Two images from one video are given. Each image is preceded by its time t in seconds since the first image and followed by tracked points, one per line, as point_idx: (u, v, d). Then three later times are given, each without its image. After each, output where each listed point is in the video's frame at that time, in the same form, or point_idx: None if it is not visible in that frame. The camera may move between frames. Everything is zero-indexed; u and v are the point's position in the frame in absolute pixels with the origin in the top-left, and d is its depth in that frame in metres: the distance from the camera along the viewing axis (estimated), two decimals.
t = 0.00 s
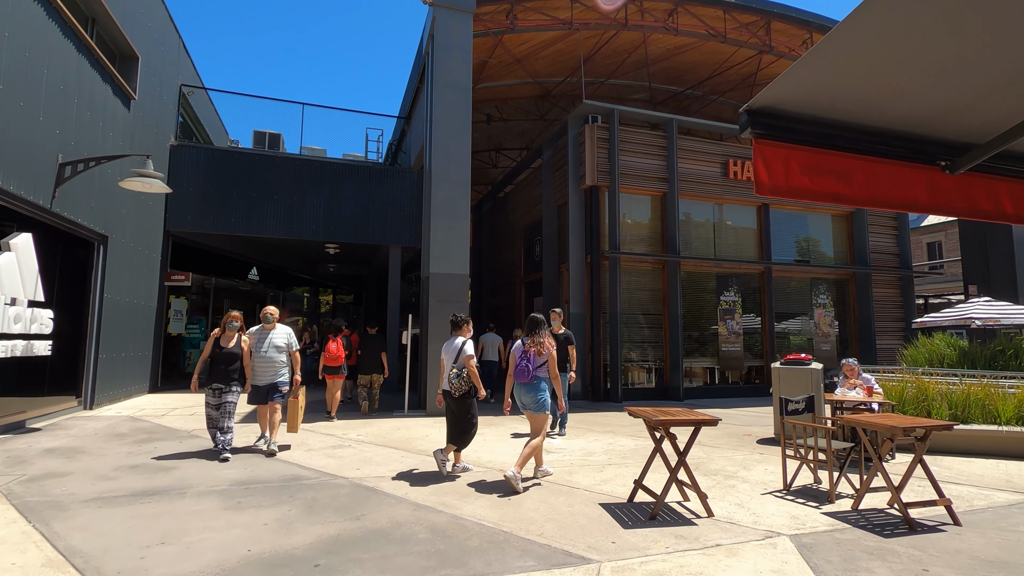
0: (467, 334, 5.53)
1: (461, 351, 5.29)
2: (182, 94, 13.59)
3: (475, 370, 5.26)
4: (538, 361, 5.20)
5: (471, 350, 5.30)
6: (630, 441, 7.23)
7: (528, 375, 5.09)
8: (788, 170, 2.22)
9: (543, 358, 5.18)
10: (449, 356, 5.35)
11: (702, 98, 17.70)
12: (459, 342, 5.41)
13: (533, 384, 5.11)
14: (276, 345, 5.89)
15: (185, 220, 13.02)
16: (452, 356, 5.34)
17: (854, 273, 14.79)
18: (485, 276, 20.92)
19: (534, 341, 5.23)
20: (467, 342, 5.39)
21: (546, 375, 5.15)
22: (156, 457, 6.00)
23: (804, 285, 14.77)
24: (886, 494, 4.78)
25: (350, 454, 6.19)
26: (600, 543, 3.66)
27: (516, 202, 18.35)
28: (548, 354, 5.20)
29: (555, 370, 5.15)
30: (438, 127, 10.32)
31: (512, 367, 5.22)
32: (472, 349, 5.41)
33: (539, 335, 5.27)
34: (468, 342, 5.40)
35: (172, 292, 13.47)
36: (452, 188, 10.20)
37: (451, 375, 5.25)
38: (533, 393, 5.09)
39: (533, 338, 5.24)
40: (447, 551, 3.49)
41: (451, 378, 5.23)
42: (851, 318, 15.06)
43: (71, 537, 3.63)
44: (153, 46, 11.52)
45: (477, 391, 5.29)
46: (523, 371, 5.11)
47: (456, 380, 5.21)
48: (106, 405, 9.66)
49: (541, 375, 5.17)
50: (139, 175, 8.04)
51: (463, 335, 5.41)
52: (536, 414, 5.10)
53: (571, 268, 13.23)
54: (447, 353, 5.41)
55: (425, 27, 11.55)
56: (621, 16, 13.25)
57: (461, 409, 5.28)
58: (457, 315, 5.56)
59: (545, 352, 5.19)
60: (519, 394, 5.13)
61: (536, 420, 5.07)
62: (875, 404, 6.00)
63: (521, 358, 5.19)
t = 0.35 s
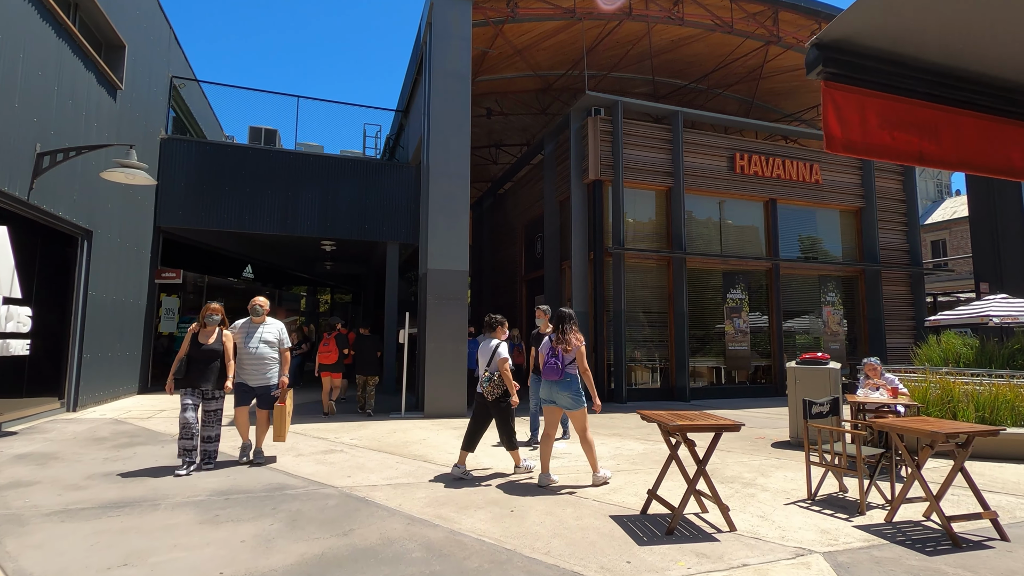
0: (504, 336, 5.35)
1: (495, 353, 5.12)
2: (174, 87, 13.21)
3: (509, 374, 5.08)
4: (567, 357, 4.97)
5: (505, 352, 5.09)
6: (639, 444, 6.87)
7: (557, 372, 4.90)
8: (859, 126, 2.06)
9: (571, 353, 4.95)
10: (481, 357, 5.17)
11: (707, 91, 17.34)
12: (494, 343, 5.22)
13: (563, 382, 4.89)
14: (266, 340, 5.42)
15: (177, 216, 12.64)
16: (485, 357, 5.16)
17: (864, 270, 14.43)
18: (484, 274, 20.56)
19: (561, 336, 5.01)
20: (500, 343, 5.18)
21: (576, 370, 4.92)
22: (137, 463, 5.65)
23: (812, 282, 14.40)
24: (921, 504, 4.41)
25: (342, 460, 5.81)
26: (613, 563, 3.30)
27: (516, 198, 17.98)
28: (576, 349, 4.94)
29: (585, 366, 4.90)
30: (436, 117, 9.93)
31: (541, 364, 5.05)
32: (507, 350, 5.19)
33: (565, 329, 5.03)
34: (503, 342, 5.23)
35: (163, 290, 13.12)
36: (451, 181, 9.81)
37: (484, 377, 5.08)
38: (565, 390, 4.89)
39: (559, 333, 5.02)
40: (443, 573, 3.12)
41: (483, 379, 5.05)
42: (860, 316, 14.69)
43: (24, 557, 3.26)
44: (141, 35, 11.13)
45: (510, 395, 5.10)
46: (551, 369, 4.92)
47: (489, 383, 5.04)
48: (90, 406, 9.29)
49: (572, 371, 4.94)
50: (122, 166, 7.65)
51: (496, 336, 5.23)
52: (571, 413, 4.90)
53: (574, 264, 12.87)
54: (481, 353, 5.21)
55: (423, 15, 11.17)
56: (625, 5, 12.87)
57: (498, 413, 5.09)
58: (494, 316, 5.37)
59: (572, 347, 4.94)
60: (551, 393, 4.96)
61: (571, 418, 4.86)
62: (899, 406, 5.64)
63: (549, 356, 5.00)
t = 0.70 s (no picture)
0: (544, 336, 5.28)
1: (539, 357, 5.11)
2: (171, 82, 12.91)
3: (556, 375, 5.03)
4: (611, 364, 4.71)
5: (550, 354, 5.07)
6: (652, 454, 6.49)
7: (601, 382, 4.67)
8: (972, 66, 2.59)
9: (615, 360, 4.68)
10: (526, 361, 5.14)
11: (716, 87, 16.95)
12: (537, 345, 5.21)
13: (607, 391, 4.65)
14: (250, 349, 4.70)
15: (173, 214, 12.33)
16: (530, 361, 5.13)
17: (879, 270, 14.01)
18: (489, 275, 20.21)
19: (603, 344, 4.72)
20: (544, 345, 5.15)
21: (622, 378, 4.66)
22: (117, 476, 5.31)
23: (826, 283, 13.97)
24: (969, 526, 4.02)
25: (337, 470, 5.46)
26: None
27: (521, 196, 17.63)
28: (620, 355, 4.66)
29: (630, 373, 4.63)
30: (438, 111, 9.56)
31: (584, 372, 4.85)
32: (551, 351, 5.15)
33: (607, 336, 4.73)
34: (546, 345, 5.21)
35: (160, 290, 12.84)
36: (453, 177, 9.43)
37: (532, 382, 4.99)
38: (611, 400, 4.66)
39: (601, 340, 4.73)
40: None
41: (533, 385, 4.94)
42: (875, 317, 14.26)
43: None
44: (135, 27, 10.83)
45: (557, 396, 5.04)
46: (594, 379, 4.70)
47: (538, 387, 4.94)
48: (80, 410, 9.02)
49: (616, 379, 4.70)
50: (109, 160, 7.31)
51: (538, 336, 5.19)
52: (618, 421, 4.70)
53: (581, 264, 12.51)
54: (525, 356, 5.22)
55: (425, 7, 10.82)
56: None
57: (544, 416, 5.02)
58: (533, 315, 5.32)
59: (616, 354, 4.66)
60: (597, 402, 4.76)
61: (618, 427, 4.67)
62: (932, 415, 5.26)
63: (591, 364, 4.77)
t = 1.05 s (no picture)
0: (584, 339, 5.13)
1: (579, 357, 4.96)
2: (163, 74, 12.52)
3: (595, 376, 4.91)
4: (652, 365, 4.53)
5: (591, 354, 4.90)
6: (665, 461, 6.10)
7: (642, 382, 4.47)
8: None
9: (656, 361, 4.49)
10: (565, 360, 4.94)
11: (723, 81, 16.55)
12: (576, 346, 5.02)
13: (648, 392, 4.43)
14: (217, 349, 3.95)
15: (164, 210, 11.92)
16: (570, 361, 4.93)
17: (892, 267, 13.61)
18: (490, 273, 19.82)
19: (643, 342, 4.55)
20: (584, 347, 4.98)
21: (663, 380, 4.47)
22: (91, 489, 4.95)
23: (837, 280, 13.57)
24: None
25: (329, 479, 5.07)
26: None
27: (523, 192, 17.25)
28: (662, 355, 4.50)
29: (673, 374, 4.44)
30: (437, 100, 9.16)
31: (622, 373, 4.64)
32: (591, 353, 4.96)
33: (647, 336, 4.55)
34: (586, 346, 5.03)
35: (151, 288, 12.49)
36: (453, 169, 9.03)
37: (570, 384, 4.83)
38: (650, 401, 4.44)
39: (641, 339, 4.55)
40: None
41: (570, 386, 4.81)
42: (888, 316, 13.87)
43: None
44: (123, 15, 10.44)
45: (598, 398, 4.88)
46: (636, 378, 4.49)
47: (576, 388, 4.82)
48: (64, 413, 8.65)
49: (657, 381, 4.50)
50: (91, 150, 6.93)
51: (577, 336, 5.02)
52: (656, 424, 4.46)
53: (585, 260, 12.11)
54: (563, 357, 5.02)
55: None
56: None
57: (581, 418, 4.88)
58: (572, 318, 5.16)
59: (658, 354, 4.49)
60: (634, 403, 4.54)
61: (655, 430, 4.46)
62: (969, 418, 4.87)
63: (633, 364, 4.56)
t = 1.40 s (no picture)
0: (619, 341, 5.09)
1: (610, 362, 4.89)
2: (153, 68, 12.15)
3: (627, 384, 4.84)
4: (683, 365, 4.66)
5: (622, 361, 4.83)
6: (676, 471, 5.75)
7: (675, 382, 4.59)
8: None
9: (686, 360, 4.64)
10: (598, 365, 4.98)
11: (727, 77, 16.24)
12: (608, 351, 4.99)
13: (681, 393, 4.56)
14: (178, 361, 3.33)
15: (154, 208, 11.57)
16: (602, 366, 4.94)
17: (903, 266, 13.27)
18: (489, 273, 19.48)
19: (673, 342, 4.70)
20: (616, 350, 4.94)
21: (695, 379, 4.60)
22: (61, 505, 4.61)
23: (846, 279, 13.23)
24: None
25: (317, 493, 4.71)
26: None
27: (523, 191, 16.90)
28: (692, 355, 4.62)
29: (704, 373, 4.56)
30: (434, 93, 8.80)
31: (654, 374, 4.79)
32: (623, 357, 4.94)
33: (676, 335, 4.69)
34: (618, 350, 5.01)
35: (140, 288, 12.10)
36: (452, 163, 8.67)
37: (602, 389, 4.88)
38: (684, 402, 4.57)
39: (670, 340, 4.71)
40: None
41: (603, 392, 4.85)
42: (898, 316, 13.54)
43: None
44: (110, 6, 10.07)
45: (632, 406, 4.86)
46: (667, 379, 4.63)
47: (607, 396, 4.82)
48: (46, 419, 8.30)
49: (689, 380, 4.63)
50: (69, 143, 6.56)
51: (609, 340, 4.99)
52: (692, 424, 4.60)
53: (588, 260, 11.78)
54: (596, 363, 5.00)
55: None
56: None
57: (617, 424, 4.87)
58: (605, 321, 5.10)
59: (689, 354, 4.62)
60: (668, 404, 4.67)
61: (691, 431, 4.57)
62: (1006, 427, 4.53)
63: (663, 364, 4.72)
